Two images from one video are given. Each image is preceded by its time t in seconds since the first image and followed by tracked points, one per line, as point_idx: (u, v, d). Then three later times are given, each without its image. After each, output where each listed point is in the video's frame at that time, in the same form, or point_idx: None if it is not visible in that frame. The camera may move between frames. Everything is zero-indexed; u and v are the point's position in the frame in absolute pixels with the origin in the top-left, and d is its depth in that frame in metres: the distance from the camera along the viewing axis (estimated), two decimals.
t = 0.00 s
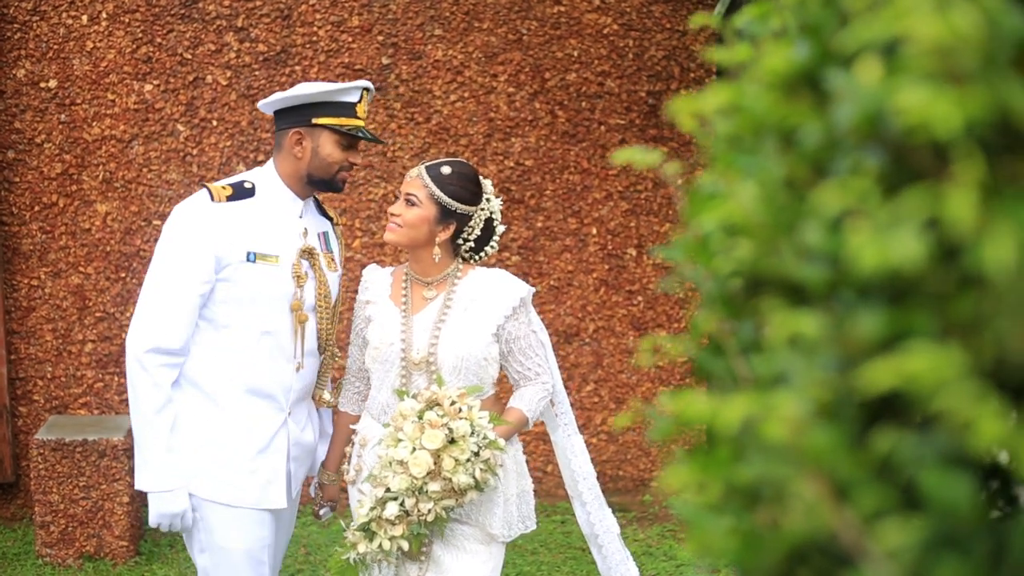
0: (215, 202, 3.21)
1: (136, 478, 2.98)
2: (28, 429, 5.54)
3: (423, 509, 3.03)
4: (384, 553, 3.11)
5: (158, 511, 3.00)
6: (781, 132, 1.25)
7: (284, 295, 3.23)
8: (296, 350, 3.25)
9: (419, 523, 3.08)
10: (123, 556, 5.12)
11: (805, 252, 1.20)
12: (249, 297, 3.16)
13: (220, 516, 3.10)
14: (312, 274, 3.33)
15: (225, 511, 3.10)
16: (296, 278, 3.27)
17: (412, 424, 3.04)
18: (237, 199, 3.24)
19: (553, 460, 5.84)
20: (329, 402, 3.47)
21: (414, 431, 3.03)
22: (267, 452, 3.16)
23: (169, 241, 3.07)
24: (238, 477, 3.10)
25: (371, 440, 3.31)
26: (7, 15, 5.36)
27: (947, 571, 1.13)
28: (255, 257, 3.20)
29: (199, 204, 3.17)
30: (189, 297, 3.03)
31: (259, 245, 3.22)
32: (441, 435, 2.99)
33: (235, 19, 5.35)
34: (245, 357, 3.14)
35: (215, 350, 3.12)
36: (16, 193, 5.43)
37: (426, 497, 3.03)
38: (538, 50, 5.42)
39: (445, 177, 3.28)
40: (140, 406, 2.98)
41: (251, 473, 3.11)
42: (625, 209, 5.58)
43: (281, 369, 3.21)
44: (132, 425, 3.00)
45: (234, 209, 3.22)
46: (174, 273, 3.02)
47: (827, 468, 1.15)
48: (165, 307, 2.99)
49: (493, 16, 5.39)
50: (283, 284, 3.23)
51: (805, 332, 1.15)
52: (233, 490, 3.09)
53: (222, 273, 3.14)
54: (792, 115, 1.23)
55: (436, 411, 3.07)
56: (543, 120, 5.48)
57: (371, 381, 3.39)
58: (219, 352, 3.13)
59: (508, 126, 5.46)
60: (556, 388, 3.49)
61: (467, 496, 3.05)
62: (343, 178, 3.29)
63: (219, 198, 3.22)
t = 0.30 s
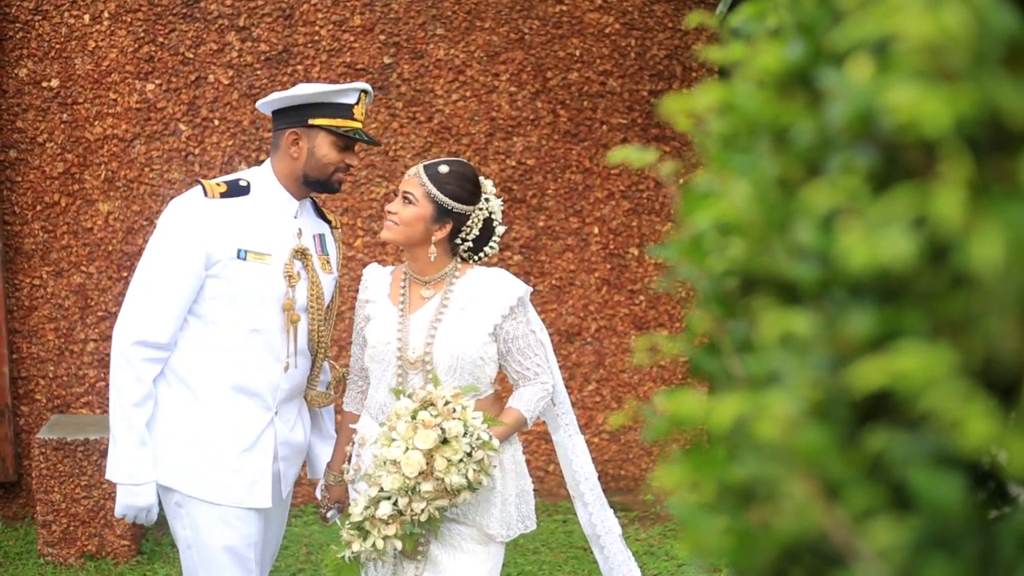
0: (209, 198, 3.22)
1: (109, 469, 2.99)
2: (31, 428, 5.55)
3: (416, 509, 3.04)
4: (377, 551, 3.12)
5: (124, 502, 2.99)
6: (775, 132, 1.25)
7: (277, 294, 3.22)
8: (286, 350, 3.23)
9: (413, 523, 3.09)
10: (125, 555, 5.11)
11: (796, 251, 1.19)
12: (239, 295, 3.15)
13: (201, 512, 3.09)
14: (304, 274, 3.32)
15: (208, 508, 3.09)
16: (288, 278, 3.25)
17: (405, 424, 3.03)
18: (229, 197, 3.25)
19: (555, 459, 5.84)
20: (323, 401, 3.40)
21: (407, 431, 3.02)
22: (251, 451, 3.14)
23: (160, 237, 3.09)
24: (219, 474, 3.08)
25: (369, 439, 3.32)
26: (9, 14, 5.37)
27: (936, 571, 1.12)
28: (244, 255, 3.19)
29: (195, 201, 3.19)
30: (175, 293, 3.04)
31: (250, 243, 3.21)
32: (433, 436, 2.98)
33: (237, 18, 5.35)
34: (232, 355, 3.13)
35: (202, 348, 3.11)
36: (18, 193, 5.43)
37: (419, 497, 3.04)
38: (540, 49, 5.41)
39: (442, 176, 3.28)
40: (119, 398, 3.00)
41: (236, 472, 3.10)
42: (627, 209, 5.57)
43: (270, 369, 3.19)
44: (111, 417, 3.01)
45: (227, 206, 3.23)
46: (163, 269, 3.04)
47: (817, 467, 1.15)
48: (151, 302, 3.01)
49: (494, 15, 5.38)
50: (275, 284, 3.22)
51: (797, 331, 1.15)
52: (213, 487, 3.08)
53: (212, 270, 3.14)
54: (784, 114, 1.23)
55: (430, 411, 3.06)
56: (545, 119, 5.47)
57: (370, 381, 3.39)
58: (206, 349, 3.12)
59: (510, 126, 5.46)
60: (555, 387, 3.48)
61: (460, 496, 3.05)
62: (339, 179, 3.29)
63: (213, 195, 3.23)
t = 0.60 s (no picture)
0: (196, 198, 3.21)
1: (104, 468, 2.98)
2: (33, 427, 5.56)
3: (415, 507, 3.03)
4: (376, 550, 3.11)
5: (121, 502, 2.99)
6: (772, 130, 1.24)
7: (265, 295, 3.22)
8: (272, 350, 3.23)
9: (412, 521, 3.08)
10: (127, 554, 5.11)
11: (793, 249, 1.18)
12: (227, 294, 3.15)
13: (190, 512, 3.09)
14: (294, 274, 3.31)
15: (194, 508, 3.09)
16: (276, 278, 3.25)
17: (405, 422, 3.03)
18: (218, 196, 3.24)
19: (558, 459, 5.83)
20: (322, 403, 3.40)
21: (407, 429, 3.02)
22: (238, 451, 3.13)
23: (149, 237, 3.08)
24: (207, 474, 3.08)
25: (369, 438, 3.30)
26: (12, 14, 5.37)
27: (931, 571, 1.11)
28: (231, 255, 3.18)
29: (181, 202, 3.18)
30: (165, 292, 3.02)
31: (237, 243, 3.20)
32: (432, 434, 2.97)
33: (240, 17, 5.35)
34: (220, 354, 3.12)
35: (191, 348, 3.11)
36: (21, 192, 5.43)
37: (418, 495, 3.03)
38: (543, 49, 5.41)
39: (445, 176, 3.27)
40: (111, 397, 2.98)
41: (222, 472, 3.10)
42: (630, 209, 5.56)
43: (257, 370, 3.19)
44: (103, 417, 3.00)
45: (214, 206, 3.22)
46: (152, 269, 3.03)
47: (813, 467, 1.14)
48: (140, 302, 3.00)
49: (497, 15, 5.37)
50: (263, 285, 3.22)
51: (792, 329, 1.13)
52: (202, 487, 3.08)
53: (199, 270, 3.13)
54: (781, 112, 1.22)
55: (429, 409, 3.05)
56: (548, 119, 5.46)
57: (371, 379, 3.39)
58: (195, 349, 3.11)
59: (512, 125, 5.45)
60: (557, 388, 3.47)
61: (459, 495, 3.05)
62: (330, 179, 3.28)
63: (201, 194, 3.22)
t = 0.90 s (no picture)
0: (183, 199, 3.20)
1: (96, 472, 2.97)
2: (37, 428, 5.55)
3: (420, 506, 3.01)
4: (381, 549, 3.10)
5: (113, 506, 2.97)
6: (768, 130, 1.23)
7: (255, 295, 3.22)
8: (264, 350, 3.23)
9: (417, 520, 3.07)
10: (130, 555, 5.10)
11: (788, 249, 1.17)
12: (217, 295, 3.14)
13: (178, 515, 3.08)
14: (285, 273, 3.32)
15: (181, 509, 3.08)
16: (266, 277, 3.25)
17: (410, 422, 3.02)
18: (205, 197, 3.24)
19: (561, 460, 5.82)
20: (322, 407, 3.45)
21: (412, 428, 3.01)
22: (228, 452, 3.14)
23: (138, 240, 3.07)
24: (197, 475, 3.09)
25: (374, 439, 3.30)
26: (16, 14, 5.37)
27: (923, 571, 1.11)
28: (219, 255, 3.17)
29: (168, 204, 3.17)
30: (155, 294, 3.02)
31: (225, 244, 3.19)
32: (438, 433, 2.97)
33: (243, 18, 5.35)
34: (210, 355, 3.13)
35: (181, 350, 3.11)
36: (24, 193, 5.43)
37: (423, 495, 3.02)
38: (546, 49, 5.40)
39: (449, 176, 3.26)
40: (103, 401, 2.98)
41: (211, 473, 3.10)
42: (633, 209, 5.56)
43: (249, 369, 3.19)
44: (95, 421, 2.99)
45: (203, 207, 3.22)
46: (141, 272, 3.02)
47: (807, 467, 1.13)
48: (129, 305, 2.99)
49: (500, 15, 5.37)
50: (253, 284, 3.22)
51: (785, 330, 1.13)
52: (191, 489, 3.08)
53: (188, 271, 3.12)
54: (777, 112, 1.22)
55: (435, 409, 3.05)
56: (552, 120, 5.45)
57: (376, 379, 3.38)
58: (187, 351, 3.11)
59: (516, 126, 5.45)
60: (562, 389, 3.47)
61: (465, 495, 3.03)
62: (319, 177, 3.27)
63: (188, 196, 3.21)
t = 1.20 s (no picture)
0: (166, 202, 3.19)
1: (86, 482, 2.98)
2: (39, 428, 5.55)
3: (432, 505, 3.00)
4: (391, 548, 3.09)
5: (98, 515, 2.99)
6: (763, 129, 1.23)
7: (247, 294, 3.22)
8: (260, 348, 3.22)
9: (427, 519, 3.06)
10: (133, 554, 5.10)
11: (783, 249, 1.17)
12: (208, 296, 3.14)
13: (166, 519, 3.10)
14: (275, 271, 3.31)
15: (170, 513, 3.10)
16: (257, 275, 3.24)
17: (422, 420, 3.00)
18: (188, 199, 3.22)
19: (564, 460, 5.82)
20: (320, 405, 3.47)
21: (424, 426, 2.99)
22: (223, 454, 3.15)
23: (126, 246, 3.05)
24: (188, 477, 3.11)
25: (380, 438, 3.29)
26: (19, 14, 5.37)
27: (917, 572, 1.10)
28: (207, 256, 3.17)
29: (153, 208, 3.16)
30: (146, 300, 3.01)
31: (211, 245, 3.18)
32: (451, 431, 2.96)
33: (246, 18, 5.36)
34: (205, 357, 3.13)
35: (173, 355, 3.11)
36: (27, 193, 5.43)
37: (435, 493, 3.01)
38: (549, 50, 5.40)
39: (455, 175, 3.25)
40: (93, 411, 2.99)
41: (202, 475, 3.12)
42: (636, 209, 5.56)
43: (246, 368, 3.19)
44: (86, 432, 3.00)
45: (189, 209, 3.20)
46: (130, 279, 3.01)
47: (801, 467, 1.13)
48: (119, 314, 2.99)
49: (504, 16, 5.37)
50: (243, 284, 3.21)
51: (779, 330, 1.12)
52: (183, 492, 3.10)
53: (177, 274, 3.12)
54: (771, 111, 1.21)
55: (447, 407, 3.04)
56: (554, 120, 5.45)
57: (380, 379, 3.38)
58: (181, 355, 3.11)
59: (519, 126, 5.44)
60: (565, 389, 3.46)
61: (476, 493, 3.03)
62: (304, 172, 3.27)
63: (172, 199, 3.20)
